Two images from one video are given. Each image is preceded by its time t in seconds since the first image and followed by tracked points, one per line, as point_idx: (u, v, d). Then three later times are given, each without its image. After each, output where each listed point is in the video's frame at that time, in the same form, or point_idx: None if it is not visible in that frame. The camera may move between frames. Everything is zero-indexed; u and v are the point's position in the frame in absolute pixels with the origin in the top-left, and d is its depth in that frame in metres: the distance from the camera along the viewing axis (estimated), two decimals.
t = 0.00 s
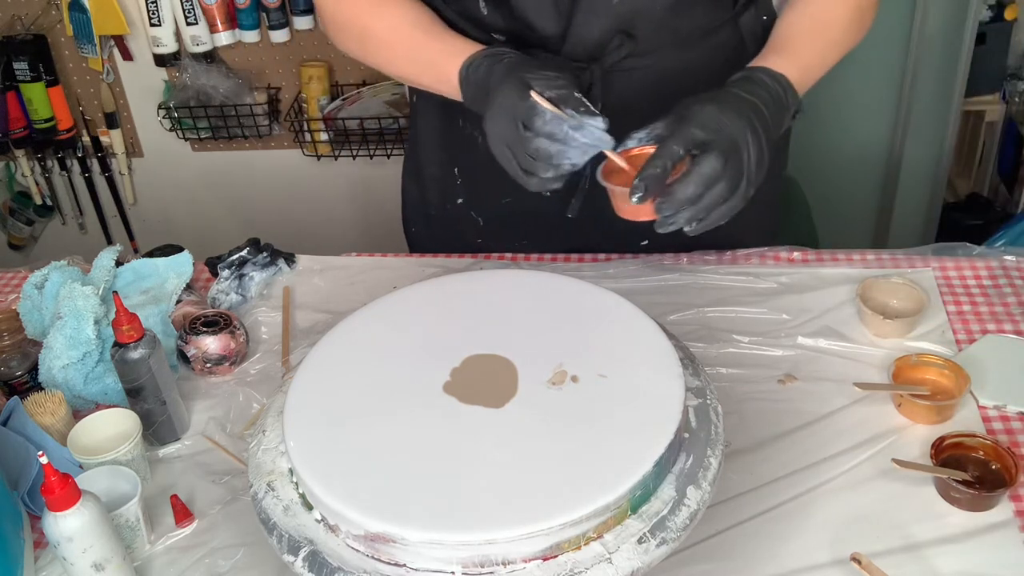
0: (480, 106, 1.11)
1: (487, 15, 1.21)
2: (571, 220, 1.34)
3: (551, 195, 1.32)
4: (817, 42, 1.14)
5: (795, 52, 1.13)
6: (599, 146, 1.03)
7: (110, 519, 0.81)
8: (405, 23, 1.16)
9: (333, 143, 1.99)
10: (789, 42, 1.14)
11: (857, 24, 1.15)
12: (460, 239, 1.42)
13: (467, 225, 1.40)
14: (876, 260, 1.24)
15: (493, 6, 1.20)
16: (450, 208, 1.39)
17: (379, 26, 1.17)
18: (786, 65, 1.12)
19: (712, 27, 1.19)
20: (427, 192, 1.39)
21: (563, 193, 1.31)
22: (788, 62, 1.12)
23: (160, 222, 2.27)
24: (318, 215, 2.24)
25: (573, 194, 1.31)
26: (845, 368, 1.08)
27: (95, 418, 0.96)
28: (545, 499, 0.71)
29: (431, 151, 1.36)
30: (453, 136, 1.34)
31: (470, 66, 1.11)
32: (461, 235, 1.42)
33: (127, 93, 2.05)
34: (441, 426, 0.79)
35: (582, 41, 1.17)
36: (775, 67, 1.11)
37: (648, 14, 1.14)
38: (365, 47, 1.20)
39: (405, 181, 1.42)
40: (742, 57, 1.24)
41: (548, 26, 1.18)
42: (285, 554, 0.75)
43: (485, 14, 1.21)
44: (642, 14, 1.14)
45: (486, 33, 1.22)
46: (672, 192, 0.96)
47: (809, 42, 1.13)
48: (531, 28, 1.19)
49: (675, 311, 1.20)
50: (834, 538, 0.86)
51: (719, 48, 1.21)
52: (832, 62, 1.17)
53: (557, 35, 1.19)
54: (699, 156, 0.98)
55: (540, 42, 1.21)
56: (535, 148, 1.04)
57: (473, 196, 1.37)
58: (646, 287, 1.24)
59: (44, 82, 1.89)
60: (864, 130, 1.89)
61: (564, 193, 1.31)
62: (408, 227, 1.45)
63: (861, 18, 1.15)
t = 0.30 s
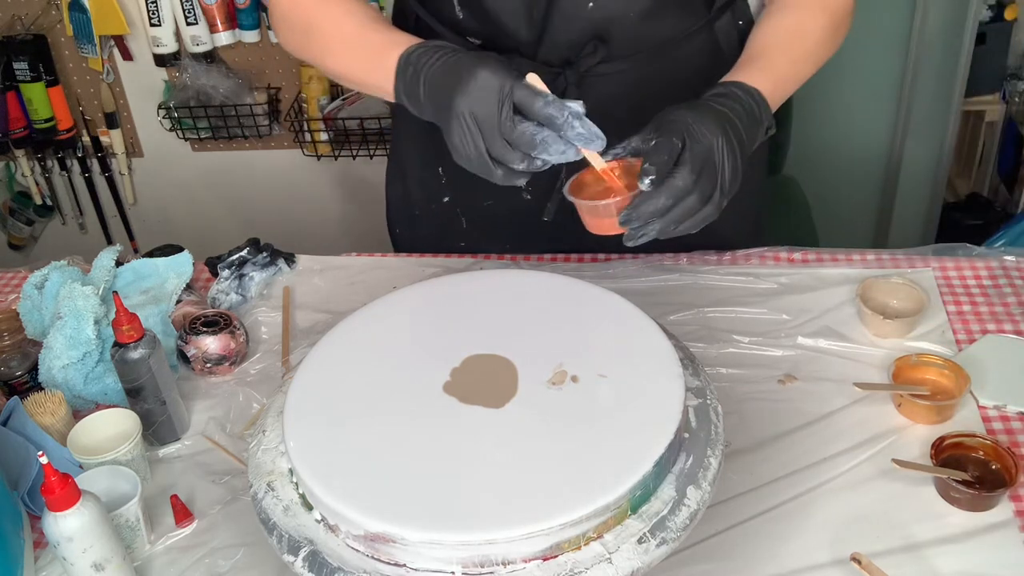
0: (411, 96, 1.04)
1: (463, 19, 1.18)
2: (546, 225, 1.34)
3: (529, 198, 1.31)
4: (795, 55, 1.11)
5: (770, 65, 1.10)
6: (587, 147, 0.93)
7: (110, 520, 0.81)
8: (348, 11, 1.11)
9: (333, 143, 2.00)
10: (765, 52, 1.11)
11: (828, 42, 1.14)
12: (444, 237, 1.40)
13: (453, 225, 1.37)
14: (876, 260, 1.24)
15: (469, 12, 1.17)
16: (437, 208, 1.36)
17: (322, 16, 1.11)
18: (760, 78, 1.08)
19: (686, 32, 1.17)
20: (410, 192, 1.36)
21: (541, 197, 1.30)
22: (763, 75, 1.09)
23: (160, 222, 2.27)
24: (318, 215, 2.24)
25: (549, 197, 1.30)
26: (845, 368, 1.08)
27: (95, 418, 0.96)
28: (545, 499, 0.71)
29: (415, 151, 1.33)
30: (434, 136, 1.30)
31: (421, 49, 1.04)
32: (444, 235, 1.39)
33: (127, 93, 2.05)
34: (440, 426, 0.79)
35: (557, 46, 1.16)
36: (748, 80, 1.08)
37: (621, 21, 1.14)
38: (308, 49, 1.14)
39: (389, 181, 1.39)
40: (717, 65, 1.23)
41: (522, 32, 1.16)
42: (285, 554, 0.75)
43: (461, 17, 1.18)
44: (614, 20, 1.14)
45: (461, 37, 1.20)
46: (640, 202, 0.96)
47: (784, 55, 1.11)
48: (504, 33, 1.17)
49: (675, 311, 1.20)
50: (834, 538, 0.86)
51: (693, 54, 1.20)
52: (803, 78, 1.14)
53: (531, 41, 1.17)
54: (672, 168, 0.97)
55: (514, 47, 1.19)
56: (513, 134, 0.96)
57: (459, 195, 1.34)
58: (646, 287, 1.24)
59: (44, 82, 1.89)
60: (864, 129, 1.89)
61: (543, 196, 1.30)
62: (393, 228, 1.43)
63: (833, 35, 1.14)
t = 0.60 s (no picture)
0: (351, 96, 1.03)
1: (449, 25, 1.18)
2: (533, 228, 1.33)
3: (518, 201, 1.30)
4: (781, 65, 1.11)
5: (759, 77, 1.10)
6: (546, 168, 0.92)
7: (110, 519, 0.81)
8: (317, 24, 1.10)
9: (333, 143, 2.01)
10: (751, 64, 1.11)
11: (815, 52, 1.14)
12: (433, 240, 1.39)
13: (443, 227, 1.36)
14: (876, 260, 1.24)
15: (454, 17, 1.17)
16: (426, 210, 1.35)
17: (285, 26, 1.09)
18: (748, 90, 1.08)
19: (672, 35, 1.18)
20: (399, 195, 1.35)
21: (530, 201, 1.30)
22: (752, 87, 1.09)
23: (160, 222, 2.27)
24: (318, 215, 2.24)
25: (537, 203, 1.30)
26: (845, 368, 1.08)
27: (95, 418, 0.96)
28: (545, 499, 0.71)
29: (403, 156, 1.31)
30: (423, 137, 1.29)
31: (370, 48, 1.04)
32: (433, 237, 1.38)
33: (127, 93, 2.05)
34: (440, 426, 0.79)
35: (544, 51, 1.16)
36: (738, 91, 1.08)
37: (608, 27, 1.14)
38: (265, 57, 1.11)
39: (377, 183, 1.38)
40: (705, 69, 1.23)
41: (507, 38, 1.16)
42: (285, 554, 0.75)
43: (446, 23, 1.18)
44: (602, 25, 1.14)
45: (447, 42, 1.19)
46: (623, 200, 0.94)
47: (772, 65, 1.11)
48: (490, 39, 1.17)
49: (675, 311, 1.20)
50: (834, 538, 0.86)
51: (679, 56, 1.20)
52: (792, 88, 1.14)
53: (517, 46, 1.16)
54: (660, 165, 0.97)
55: (499, 53, 1.18)
56: (479, 144, 0.93)
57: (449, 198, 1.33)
58: (646, 287, 1.24)
59: (44, 82, 1.89)
60: (861, 131, 1.89)
61: (532, 201, 1.30)
62: (380, 230, 1.42)
63: (820, 45, 1.15)
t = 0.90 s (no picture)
0: (377, 105, 1.03)
1: (441, 26, 1.18)
2: (528, 228, 1.33)
3: (512, 202, 1.30)
4: (772, 65, 1.11)
5: (749, 76, 1.09)
6: (573, 156, 0.91)
7: (110, 519, 0.81)
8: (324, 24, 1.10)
9: (332, 143, 2.01)
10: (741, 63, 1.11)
11: (804, 54, 1.14)
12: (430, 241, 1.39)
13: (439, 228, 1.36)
14: (876, 261, 1.24)
15: (447, 19, 1.17)
16: (422, 211, 1.35)
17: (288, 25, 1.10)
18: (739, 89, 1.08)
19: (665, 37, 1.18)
20: (395, 197, 1.35)
21: (523, 201, 1.29)
22: (743, 86, 1.08)
23: (160, 222, 2.27)
24: (318, 215, 2.24)
25: (529, 204, 1.29)
26: (845, 368, 1.08)
27: (95, 418, 0.96)
28: (545, 499, 0.71)
29: (399, 157, 1.31)
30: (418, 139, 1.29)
31: (393, 56, 1.04)
32: (428, 237, 1.38)
33: (127, 93, 2.05)
34: (439, 426, 0.79)
35: (536, 53, 1.16)
36: (727, 90, 1.07)
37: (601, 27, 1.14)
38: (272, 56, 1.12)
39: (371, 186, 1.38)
40: (696, 71, 1.23)
41: (498, 41, 1.17)
42: (285, 554, 0.75)
43: (439, 24, 1.18)
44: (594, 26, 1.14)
45: (440, 44, 1.19)
46: (607, 201, 0.94)
47: (762, 66, 1.11)
48: (482, 41, 1.17)
49: (676, 311, 1.20)
50: (834, 538, 0.86)
51: (672, 58, 1.20)
52: (781, 88, 1.14)
53: (510, 49, 1.17)
54: (646, 166, 0.97)
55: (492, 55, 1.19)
56: (504, 139, 0.93)
57: (444, 199, 1.32)
58: (646, 287, 1.24)
59: (44, 82, 1.89)
60: (861, 130, 1.89)
61: (525, 202, 1.30)
62: (375, 232, 1.41)
63: (810, 46, 1.15)
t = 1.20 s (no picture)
0: (357, 89, 1.03)
1: (444, 25, 1.18)
2: (529, 228, 1.33)
3: (513, 202, 1.30)
4: (773, 63, 1.11)
5: (749, 75, 1.09)
6: (539, 150, 0.93)
7: (110, 519, 0.80)
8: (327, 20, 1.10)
9: (333, 143, 2.01)
10: (742, 61, 1.11)
11: (804, 53, 1.14)
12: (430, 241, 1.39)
13: (438, 228, 1.36)
14: (877, 261, 1.24)
15: (449, 18, 1.17)
16: (422, 211, 1.35)
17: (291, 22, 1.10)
18: (741, 87, 1.08)
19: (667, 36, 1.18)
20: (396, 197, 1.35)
21: (524, 201, 1.30)
22: (744, 84, 1.08)
23: (160, 222, 2.27)
24: (318, 215, 2.24)
25: (532, 203, 1.29)
26: (845, 368, 1.08)
27: (95, 417, 0.96)
28: (545, 499, 0.71)
29: (399, 158, 1.31)
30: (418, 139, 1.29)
31: (374, 42, 1.04)
32: (429, 237, 1.38)
33: (127, 93, 2.05)
34: (440, 426, 0.79)
35: (538, 52, 1.16)
36: (729, 88, 1.07)
37: (603, 26, 1.14)
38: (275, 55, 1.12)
39: (371, 186, 1.38)
40: (699, 70, 1.23)
41: (502, 39, 1.17)
42: (285, 554, 0.75)
43: (442, 23, 1.18)
44: (596, 25, 1.14)
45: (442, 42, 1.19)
46: (617, 196, 0.94)
47: (762, 64, 1.10)
48: (485, 41, 1.18)
49: (676, 311, 1.20)
50: (834, 538, 0.86)
51: (675, 58, 1.20)
52: (781, 87, 1.14)
53: (512, 47, 1.17)
54: (657, 162, 0.97)
55: (495, 53, 1.19)
56: (475, 123, 0.94)
57: (444, 199, 1.32)
58: (646, 287, 1.24)
59: (44, 82, 1.89)
60: (861, 130, 1.89)
61: (526, 201, 1.30)
62: (376, 232, 1.41)
63: (810, 45, 1.15)
